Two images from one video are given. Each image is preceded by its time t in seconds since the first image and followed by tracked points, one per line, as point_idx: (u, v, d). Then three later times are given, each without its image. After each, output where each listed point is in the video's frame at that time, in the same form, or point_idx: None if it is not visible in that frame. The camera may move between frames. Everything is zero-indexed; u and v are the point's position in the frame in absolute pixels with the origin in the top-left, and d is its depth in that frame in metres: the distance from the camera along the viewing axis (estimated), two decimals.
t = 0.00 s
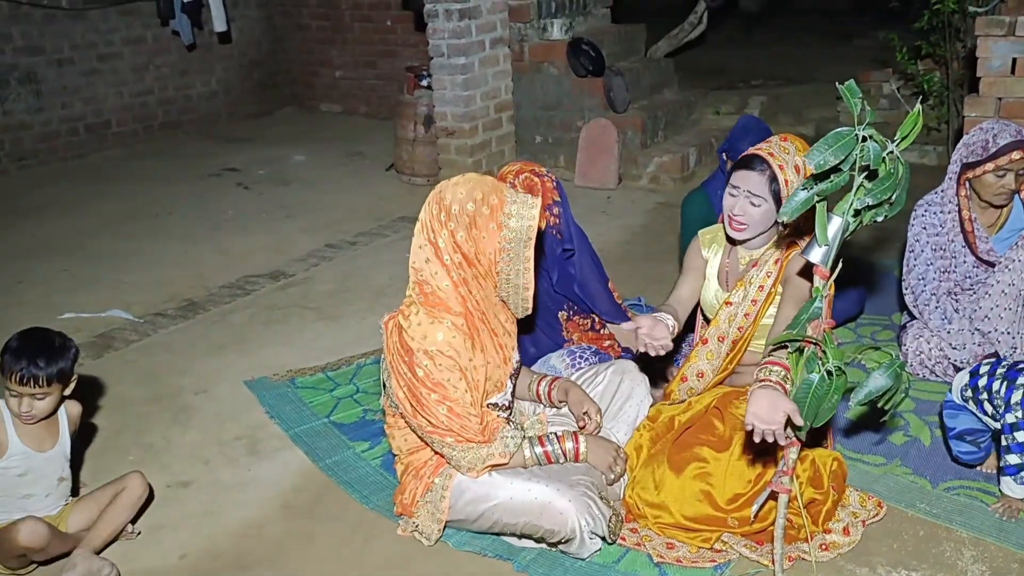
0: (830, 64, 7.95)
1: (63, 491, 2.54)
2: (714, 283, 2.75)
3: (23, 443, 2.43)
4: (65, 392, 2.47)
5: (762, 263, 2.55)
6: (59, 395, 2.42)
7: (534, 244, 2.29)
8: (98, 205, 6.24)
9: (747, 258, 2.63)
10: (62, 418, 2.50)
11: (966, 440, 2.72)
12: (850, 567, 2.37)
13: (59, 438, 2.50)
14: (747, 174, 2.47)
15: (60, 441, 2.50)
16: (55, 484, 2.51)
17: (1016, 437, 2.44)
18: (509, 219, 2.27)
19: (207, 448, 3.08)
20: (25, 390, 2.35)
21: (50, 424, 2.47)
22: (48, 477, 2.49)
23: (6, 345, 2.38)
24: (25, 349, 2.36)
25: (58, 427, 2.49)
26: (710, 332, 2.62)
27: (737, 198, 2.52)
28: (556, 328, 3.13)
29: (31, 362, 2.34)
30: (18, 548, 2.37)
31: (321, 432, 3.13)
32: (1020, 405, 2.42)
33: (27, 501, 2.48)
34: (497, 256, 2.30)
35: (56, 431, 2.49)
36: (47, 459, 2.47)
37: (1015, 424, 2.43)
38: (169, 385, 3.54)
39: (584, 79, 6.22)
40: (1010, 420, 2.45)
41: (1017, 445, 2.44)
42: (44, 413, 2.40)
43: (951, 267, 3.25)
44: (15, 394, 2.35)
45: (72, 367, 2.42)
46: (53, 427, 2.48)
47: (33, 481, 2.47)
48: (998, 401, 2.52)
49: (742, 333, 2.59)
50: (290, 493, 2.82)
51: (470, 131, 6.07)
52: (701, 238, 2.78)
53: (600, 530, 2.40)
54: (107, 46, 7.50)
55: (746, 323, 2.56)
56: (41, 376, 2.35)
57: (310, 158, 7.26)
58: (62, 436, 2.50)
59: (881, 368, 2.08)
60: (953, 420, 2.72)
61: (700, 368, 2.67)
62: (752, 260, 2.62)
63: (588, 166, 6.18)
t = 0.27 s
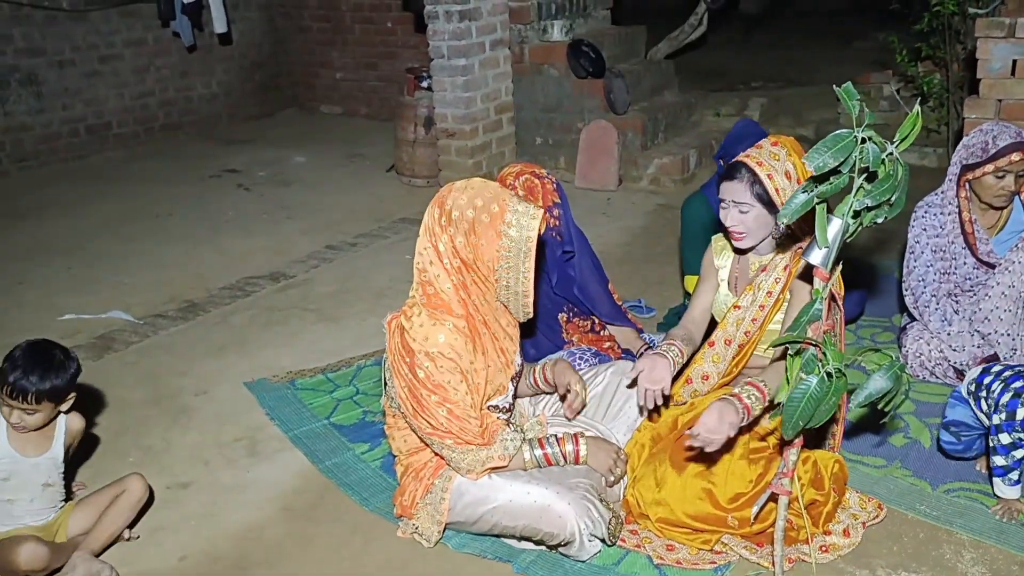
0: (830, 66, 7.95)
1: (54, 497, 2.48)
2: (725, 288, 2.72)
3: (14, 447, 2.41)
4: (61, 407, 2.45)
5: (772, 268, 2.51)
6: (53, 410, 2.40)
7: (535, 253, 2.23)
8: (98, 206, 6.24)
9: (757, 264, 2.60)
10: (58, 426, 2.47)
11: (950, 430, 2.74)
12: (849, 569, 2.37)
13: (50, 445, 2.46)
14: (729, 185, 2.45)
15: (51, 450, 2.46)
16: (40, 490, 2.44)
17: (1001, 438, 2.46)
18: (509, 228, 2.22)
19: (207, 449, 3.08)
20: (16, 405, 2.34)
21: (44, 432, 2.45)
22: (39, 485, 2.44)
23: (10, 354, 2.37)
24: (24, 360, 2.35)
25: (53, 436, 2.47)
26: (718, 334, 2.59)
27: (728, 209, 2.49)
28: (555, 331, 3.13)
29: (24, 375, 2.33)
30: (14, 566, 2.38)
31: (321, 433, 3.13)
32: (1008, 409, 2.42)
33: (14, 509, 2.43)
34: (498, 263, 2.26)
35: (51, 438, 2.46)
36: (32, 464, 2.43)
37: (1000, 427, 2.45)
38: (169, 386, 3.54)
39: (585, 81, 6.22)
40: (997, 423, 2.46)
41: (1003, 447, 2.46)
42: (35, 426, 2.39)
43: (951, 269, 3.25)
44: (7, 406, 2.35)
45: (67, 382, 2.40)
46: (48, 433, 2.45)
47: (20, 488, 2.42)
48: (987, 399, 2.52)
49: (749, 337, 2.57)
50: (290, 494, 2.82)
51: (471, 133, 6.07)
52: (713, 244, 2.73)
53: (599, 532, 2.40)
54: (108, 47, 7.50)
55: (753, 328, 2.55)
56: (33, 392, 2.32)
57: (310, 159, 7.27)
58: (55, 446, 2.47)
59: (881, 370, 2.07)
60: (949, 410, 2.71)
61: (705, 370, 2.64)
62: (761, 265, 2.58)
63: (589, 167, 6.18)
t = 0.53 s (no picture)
0: (831, 65, 7.94)
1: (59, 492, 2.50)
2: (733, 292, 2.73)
3: (13, 446, 2.42)
4: (60, 410, 2.45)
5: (771, 279, 2.53)
6: (48, 412, 2.40)
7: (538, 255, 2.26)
8: (99, 205, 6.24)
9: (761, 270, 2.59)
10: (60, 428, 2.48)
11: (970, 440, 2.72)
12: (851, 568, 2.37)
13: (52, 446, 2.47)
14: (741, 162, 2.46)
15: (53, 450, 2.47)
16: (40, 486, 2.46)
17: (1009, 443, 2.47)
18: (515, 229, 2.26)
19: (208, 449, 3.08)
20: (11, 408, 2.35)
21: (46, 433, 2.45)
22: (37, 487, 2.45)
23: (14, 356, 2.38)
24: (24, 363, 2.36)
25: (54, 437, 2.47)
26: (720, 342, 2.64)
27: (733, 189, 2.49)
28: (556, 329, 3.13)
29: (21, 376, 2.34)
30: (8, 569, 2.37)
31: (323, 432, 3.13)
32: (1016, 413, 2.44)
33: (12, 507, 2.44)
34: (501, 262, 2.28)
35: (54, 437, 2.47)
36: (32, 462, 2.44)
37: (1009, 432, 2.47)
38: (170, 385, 3.54)
39: (586, 80, 6.22)
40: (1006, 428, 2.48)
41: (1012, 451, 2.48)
42: (29, 428, 2.39)
43: (953, 268, 3.25)
44: (3, 408, 2.36)
45: (64, 386, 2.39)
46: (50, 432, 2.46)
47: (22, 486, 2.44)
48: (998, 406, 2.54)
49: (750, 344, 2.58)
50: (291, 493, 2.82)
51: (471, 132, 6.07)
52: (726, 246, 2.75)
53: (601, 532, 2.40)
54: (109, 47, 7.50)
55: (744, 336, 2.58)
56: (26, 395, 2.33)
57: (311, 159, 7.27)
58: (56, 446, 2.47)
59: (883, 369, 2.07)
60: (965, 420, 2.70)
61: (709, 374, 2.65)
62: (765, 272, 2.58)
63: (590, 166, 6.18)
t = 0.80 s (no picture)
0: (831, 66, 7.94)
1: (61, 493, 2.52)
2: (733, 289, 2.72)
3: (20, 446, 2.42)
4: (64, 406, 2.46)
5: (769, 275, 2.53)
6: (54, 410, 2.40)
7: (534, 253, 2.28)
8: (99, 205, 6.24)
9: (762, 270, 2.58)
10: (63, 424, 2.50)
11: (967, 446, 2.71)
12: (851, 569, 2.37)
13: (58, 444, 2.49)
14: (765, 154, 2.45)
15: (59, 447, 2.49)
16: (49, 487, 2.48)
17: (1012, 440, 2.47)
18: (512, 227, 2.27)
19: (208, 449, 3.08)
20: (17, 406, 2.35)
21: (51, 430, 2.47)
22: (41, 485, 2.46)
23: (13, 356, 2.37)
24: (25, 362, 2.35)
25: (59, 433, 2.49)
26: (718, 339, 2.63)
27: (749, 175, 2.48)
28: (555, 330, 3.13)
29: (27, 377, 2.33)
30: None
31: (322, 433, 3.13)
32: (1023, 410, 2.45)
33: (20, 508, 2.46)
34: (497, 261, 2.29)
35: (57, 435, 2.49)
36: (43, 463, 2.46)
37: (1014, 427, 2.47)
38: (170, 385, 3.54)
39: (586, 80, 6.22)
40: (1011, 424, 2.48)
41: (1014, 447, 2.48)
42: (35, 426, 2.40)
43: (953, 269, 3.25)
44: (8, 407, 2.36)
45: (68, 382, 2.40)
46: (53, 430, 2.47)
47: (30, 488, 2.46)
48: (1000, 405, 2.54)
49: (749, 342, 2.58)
50: (291, 494, 2.82)
51: (471, 132, 6.07)
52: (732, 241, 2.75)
53: (600, 533, 2.40)
54: (109, 47, 7.50)
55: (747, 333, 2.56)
56: (34, 394, 2.33)
57: (311, 159, 7.27)
58: (62, 443, 2.49)
59: (882, 370, 2.07)
60: (966, 425, 2.70)
61: (707, 374, 2.65)
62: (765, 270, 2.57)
63: (590, 167, 6.19)
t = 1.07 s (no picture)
0: (831, 66, 7.95)
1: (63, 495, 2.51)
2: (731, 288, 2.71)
3: (23, 453, 2.41)
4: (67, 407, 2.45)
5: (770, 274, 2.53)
6: (60, 409, 2.40)
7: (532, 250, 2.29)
8: (98, 205, 6.24)
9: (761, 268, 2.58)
10: (63, 427, 2.49)
11: (934, 471, 2.70)
12: (850, 569, 2.37)
13: (59, 446, 2.48)
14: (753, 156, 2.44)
15: (61, 449, 2.48)
16: (54, 489, 2.47)
17: (1000, 444, 2.43)
18: (509, 225, 2.28)
19: (207, 448, 3.08)
20: (27, 406, 2.33)
21: (54, 434, 2.46)
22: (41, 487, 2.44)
23: (13, 357, 2.35)
24: (31, 362, 2.34)
25: (60, 436, 2.48)
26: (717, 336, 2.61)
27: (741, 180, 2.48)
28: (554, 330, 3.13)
29: (37, 376, 2.32)
30: None
31: (321, 432, 3.13)
32: (1017, 417, 2.40)
33: (26, 511, 2.45)
34: (494, 259, 2.30)
35: (58, 439, 2.47)
36: (46, 467, 2.44)
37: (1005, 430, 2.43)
38: (169, 385, 3.53)
39: (585, 80, 6.23)
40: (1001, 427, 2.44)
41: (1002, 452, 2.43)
42: (42, 427, 2.39)
43: (951, 269, 3.25)
44: (17, 407, 2.34)
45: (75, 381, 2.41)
46: (53, 433, 2.46)
47: (34, 490, 2.44)
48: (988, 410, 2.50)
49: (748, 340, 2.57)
50: (290, 494, 2.82)
51: (471, 132, 6.07)
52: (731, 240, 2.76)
53: (599, 532, 2.39)
54: (108, 46, 7.49)
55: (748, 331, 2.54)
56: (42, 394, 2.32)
57: (311, 158, 7.27)
58: (64, 445, 2.49)
59: (881, 370, 2.07)
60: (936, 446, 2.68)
61: (706, 373, 2.67)
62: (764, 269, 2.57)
63: (589, 167, 6.19)
